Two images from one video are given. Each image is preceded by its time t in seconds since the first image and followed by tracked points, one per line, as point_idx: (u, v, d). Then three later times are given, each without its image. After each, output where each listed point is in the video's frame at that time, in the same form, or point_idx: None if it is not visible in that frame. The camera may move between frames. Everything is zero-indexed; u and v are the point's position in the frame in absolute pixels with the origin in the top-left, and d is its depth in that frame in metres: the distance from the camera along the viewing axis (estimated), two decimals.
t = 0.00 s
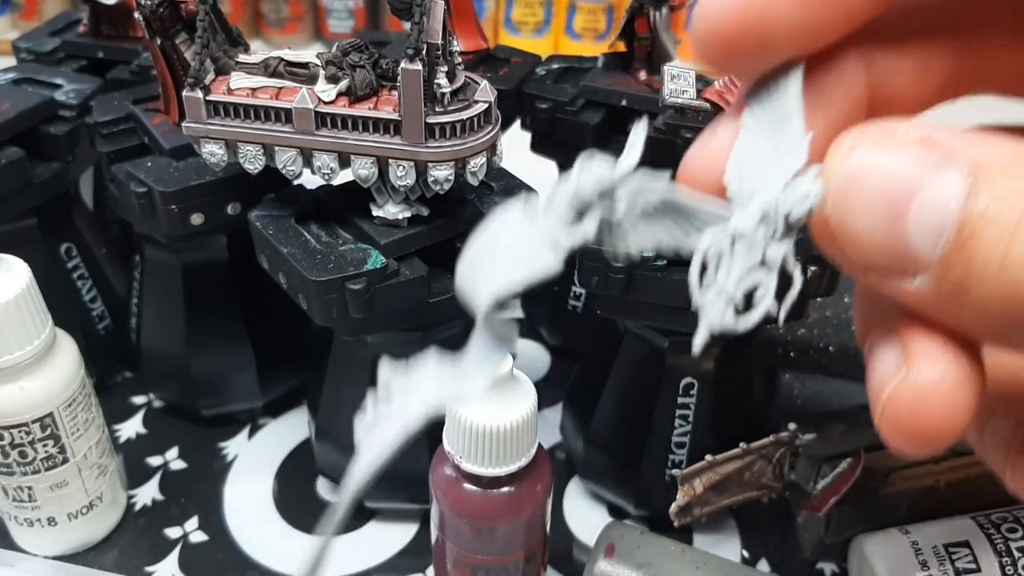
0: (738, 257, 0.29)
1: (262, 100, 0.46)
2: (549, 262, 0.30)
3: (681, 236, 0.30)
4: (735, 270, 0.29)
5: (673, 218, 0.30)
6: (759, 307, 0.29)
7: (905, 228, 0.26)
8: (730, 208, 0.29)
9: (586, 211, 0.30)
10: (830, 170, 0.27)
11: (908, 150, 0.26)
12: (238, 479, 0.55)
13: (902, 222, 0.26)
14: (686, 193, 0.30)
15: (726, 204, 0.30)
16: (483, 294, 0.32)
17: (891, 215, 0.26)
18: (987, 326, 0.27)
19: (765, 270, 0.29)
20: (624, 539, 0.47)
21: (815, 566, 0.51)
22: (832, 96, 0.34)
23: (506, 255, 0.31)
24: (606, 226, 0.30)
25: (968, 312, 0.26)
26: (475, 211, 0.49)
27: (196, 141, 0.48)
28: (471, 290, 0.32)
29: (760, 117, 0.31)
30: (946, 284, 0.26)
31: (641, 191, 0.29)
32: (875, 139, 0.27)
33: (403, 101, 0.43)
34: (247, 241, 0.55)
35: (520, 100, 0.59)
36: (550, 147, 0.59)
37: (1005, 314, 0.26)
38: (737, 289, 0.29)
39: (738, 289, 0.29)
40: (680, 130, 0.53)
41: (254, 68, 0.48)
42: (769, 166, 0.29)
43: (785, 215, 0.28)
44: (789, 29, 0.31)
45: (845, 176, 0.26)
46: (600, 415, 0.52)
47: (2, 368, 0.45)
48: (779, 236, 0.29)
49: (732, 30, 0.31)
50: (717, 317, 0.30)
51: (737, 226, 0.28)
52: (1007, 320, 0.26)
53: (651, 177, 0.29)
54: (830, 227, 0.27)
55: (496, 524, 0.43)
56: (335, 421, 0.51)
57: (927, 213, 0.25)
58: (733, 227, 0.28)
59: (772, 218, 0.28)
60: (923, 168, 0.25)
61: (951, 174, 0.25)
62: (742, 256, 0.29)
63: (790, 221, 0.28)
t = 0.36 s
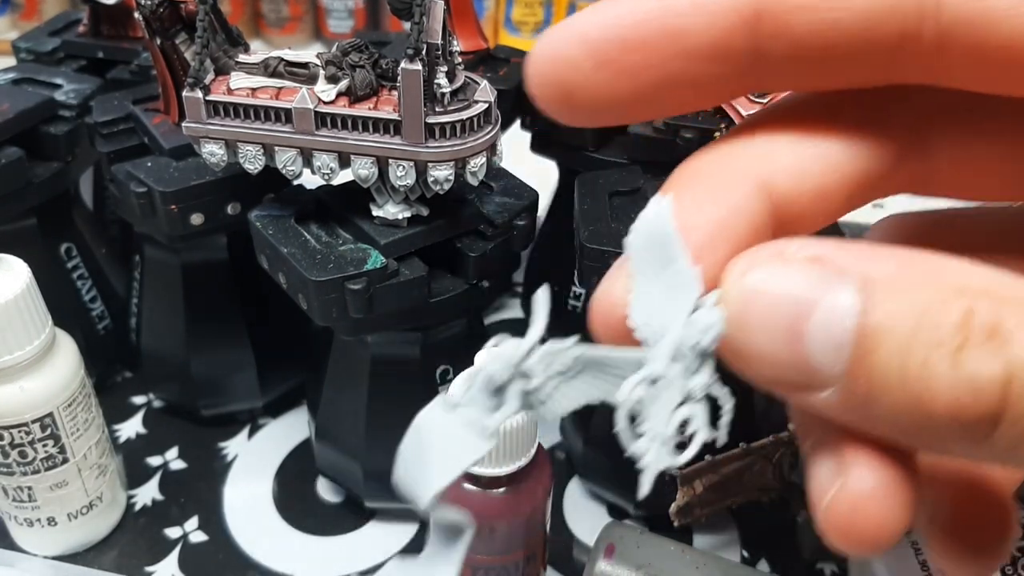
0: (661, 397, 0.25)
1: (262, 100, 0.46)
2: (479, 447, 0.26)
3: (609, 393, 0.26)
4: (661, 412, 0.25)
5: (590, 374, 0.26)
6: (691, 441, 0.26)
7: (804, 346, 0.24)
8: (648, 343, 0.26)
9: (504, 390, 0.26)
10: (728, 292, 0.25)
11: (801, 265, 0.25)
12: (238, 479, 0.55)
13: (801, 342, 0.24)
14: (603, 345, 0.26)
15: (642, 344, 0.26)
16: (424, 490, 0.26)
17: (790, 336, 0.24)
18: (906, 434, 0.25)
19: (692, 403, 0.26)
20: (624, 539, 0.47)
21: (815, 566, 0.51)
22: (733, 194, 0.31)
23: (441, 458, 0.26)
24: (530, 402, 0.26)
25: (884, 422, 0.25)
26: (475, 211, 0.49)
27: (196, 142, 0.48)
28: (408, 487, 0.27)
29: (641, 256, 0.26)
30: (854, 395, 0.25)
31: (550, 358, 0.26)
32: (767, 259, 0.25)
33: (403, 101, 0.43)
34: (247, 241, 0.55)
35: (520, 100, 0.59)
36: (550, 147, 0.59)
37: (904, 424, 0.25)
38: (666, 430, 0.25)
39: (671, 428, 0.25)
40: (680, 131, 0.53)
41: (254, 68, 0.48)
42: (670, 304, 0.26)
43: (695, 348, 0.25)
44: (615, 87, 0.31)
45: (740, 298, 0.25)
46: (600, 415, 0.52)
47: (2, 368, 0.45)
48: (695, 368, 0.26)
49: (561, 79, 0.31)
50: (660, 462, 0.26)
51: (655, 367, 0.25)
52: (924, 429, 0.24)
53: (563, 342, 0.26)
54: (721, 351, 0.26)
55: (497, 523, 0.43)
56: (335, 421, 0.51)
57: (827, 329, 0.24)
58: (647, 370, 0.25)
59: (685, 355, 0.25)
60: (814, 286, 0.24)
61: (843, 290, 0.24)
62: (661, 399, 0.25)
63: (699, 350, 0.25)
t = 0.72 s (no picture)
0: (760, 277, 0.29)
1: (262, 100, 0.46)
2: (568, 288, 0.26)
3: (701, 264, 0.29)
4: (758, 290, 0.29)
5: (688, 244, 0.29)
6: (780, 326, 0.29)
7: (921, 251, 0.30)
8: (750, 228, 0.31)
9: (605, 238, 0.27)
10: (842, 196, 0.31)
11: (920, 176, 0.30)
12: (238, 479, 0.55)
13: (918, 244, 0.30)
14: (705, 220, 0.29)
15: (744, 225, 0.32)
16: (502, 323, 0.25)
17: (906, 240, 0.30)
18: (1005, 343, 0.31)
19: (782, 292, 0.29)
20: (623, 539, 0.47)
21: (815, 566, 0.51)
22: (847, 101, 0.36)
23: (528, 290, 0.26)
24: (623, 258, 0.28)
25: (996, 330, 0.30)
26: (475, 211, 0.49)
27: (196, 141, 0.48)
28: (484, 321, 0.26)
29: (765, 140, 0.32)
30: (963, 304, 0.30)
31: (655, 220, 0.28)
32: (883, 166, 0.31)
33: (403, 101, 0.43)
34: (247, 240, 0.55)
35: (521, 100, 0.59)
36: (551, 147, 0.59)
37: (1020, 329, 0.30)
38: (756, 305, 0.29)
39: (762, 308, 0.29)
40: (680, 130, 0.53)
41: (254, 68, 0.48)
42: (780, 195, 0.31)
43: (803, 236, 0.30)
44: (770, 19, 0.37)
45: (856, 204, 0.31)
46: (600, 414, 0.52)
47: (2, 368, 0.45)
48: (797, 256, 0.30)
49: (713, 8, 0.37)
50: (743, 340, 0.28)
51: (760, 248, 0.29)
52: None
53: (669, 208, 0.28)
54: (853, 246, 0.32)
55: (496, 523, 0.43)
56: (335, 421, 0.52)
57: (937, 237, 0.29)
58: (752, 250, 0.29)
59: (790, 240, 0.30)
60: (924, 199, 0.30)
61: (958, 199, 0.29)
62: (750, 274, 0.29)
63: (805, 239, 0.30)
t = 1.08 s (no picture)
0: (728, 358, 0.26)
1: (262, 100, 0.46)
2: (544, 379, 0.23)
3: (673, 346, 0.26)
4: (728, 372, 0.26)
5: (660, 327, 0.26)
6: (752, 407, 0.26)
7: (882, 328, 0.28)
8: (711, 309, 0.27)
9: (577, 326, 0.25)
10: (804, 275, 0.28)
11: (878, 255, 0.28)
12: (238, 479, 0.55)
13: (879, 322, 0.28)
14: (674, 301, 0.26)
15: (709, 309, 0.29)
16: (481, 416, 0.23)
17: (866, 317, 0.28)
18: (972, 417, 0.28)
19: (754, 371, 0.27)
20: (624, 539, 0.47)
21: (815, 566, 0.51)
22: (807, 182, 0.34)
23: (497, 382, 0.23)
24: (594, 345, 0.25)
25: (957, 403, 0.28)
26: (475, 211, 0.49)
27: (196, 141, 0.48)
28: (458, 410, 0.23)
29: (728, 225, 0.26)
30: (925, 376, 0.28)
31: (629, 305, 0.25)
32: (844, 246, 0.28)
33: (403, 101, 0.43)
34: (247, 240, 0.55)
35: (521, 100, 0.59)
36: (551, 147, 0.59)
37: (984, 403, 0.27)
38: (730, 383, 0.26)
39: (732, 390, 0.26)
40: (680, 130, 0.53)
41: (254, 68, 0.47)
42: (746, 278, 0.26)
43: (767, 316, 0.27)
44: (724, 98, 0.35)
45: (819, 283, 0.28)
46: (600, 414, 0.52)
47: (2, 368, 0.45)
48: (766, 336, 0.27)
49: (669, 88, 0.35)
50: (714, 422, 0.26)
51: (726, 329, 0.26)
52: (994, 409, 0.27)
53: (638, 293, 0.25)
54: (811, 328, 0.29)
55: (497, 523, 0.43)
56: (335, 421, 0.52)
57: (901, 314, 0.27)
58: (719, 331, 0.26)
59: (756, 320, 0.26)
60: (887, 277, 0.27)
61: (918, 277, 0.27)
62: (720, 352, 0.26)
63: (771, 319, 0.27)
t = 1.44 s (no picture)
0: (679, 413, 0.29)
1: (262, 100, 0.46)
2: (498, 451, 0.28)
3: (624, 404, 0.29)
4: (680, 425, 0.28)
5: (607, 386, 0.29)
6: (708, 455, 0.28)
7: (822, 371, 0.30)
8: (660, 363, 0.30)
9: (525, 397, 0.29)
10: (744, 321, 0.31)
11: (815, 298, 0.30)
12: (239, 479, 0.55)
13: (819, 364, 0.30)
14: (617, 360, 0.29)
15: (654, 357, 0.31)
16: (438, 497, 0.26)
17: (806, 361, 0.30)
18: (915, 455, 0.30)
19: (704, 423, 0.29)
20: (624, 539, 0.47)
21: (815, 566, 0.51)
22: (743, 232, 0.36)
23: (457, 460, 0.27)
24: (547, 412, 0.29)
25: (900, 442, 0.30)
26: (476, 211, 0.49)
27: (196, 142, 0.48)
28: (422, 495, 0.27)
29: (663, 276, 0.30)
30: (868, 417, 0.30)
31: (572, 370, 0.29)
32: (781, 291, 0.30)
33: (403, 101, 0.43)
34: (247, 240, 0.55)
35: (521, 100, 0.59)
36: (551, 147, 0.59)
37: (922, 439, 0.29)
38: (684, 436, 0.28)
39: (686, 443, 0.28)
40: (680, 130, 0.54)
41: (254, 68, 0.47)
42: (685, 332, 0.30)
43: (711, 366, 0.29)
44: (625, 117, 0.36)
45: (758, 327, 0.30)
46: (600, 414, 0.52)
47: (2, 367, 0.45)
48: (711, 385, 0.29)
49: (569, 100, 0.36)
50: (672, 475, 0.28)
51: (671, 385, 0.29)
52: (935, 446, 0.30)
53: (582, 356, 0.29)
54: (753, 371, 0.31)
55: (497, 523, 0.43)
56: (335, 421, 0.52)
57: (840, 355, 0.29)
58: (665, 387, 0.29)
59: (700, 371, 0.29)
60: (827, 319, 0.29)
61: (855, 319, 0.29)
62: (669, 407, 0.29)
63: (716, 368, 0.29)
